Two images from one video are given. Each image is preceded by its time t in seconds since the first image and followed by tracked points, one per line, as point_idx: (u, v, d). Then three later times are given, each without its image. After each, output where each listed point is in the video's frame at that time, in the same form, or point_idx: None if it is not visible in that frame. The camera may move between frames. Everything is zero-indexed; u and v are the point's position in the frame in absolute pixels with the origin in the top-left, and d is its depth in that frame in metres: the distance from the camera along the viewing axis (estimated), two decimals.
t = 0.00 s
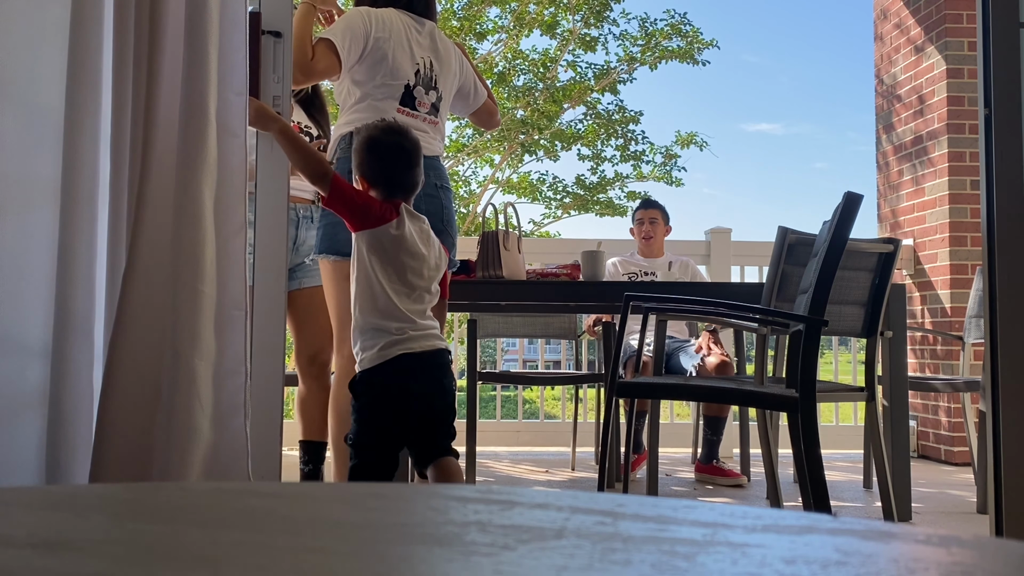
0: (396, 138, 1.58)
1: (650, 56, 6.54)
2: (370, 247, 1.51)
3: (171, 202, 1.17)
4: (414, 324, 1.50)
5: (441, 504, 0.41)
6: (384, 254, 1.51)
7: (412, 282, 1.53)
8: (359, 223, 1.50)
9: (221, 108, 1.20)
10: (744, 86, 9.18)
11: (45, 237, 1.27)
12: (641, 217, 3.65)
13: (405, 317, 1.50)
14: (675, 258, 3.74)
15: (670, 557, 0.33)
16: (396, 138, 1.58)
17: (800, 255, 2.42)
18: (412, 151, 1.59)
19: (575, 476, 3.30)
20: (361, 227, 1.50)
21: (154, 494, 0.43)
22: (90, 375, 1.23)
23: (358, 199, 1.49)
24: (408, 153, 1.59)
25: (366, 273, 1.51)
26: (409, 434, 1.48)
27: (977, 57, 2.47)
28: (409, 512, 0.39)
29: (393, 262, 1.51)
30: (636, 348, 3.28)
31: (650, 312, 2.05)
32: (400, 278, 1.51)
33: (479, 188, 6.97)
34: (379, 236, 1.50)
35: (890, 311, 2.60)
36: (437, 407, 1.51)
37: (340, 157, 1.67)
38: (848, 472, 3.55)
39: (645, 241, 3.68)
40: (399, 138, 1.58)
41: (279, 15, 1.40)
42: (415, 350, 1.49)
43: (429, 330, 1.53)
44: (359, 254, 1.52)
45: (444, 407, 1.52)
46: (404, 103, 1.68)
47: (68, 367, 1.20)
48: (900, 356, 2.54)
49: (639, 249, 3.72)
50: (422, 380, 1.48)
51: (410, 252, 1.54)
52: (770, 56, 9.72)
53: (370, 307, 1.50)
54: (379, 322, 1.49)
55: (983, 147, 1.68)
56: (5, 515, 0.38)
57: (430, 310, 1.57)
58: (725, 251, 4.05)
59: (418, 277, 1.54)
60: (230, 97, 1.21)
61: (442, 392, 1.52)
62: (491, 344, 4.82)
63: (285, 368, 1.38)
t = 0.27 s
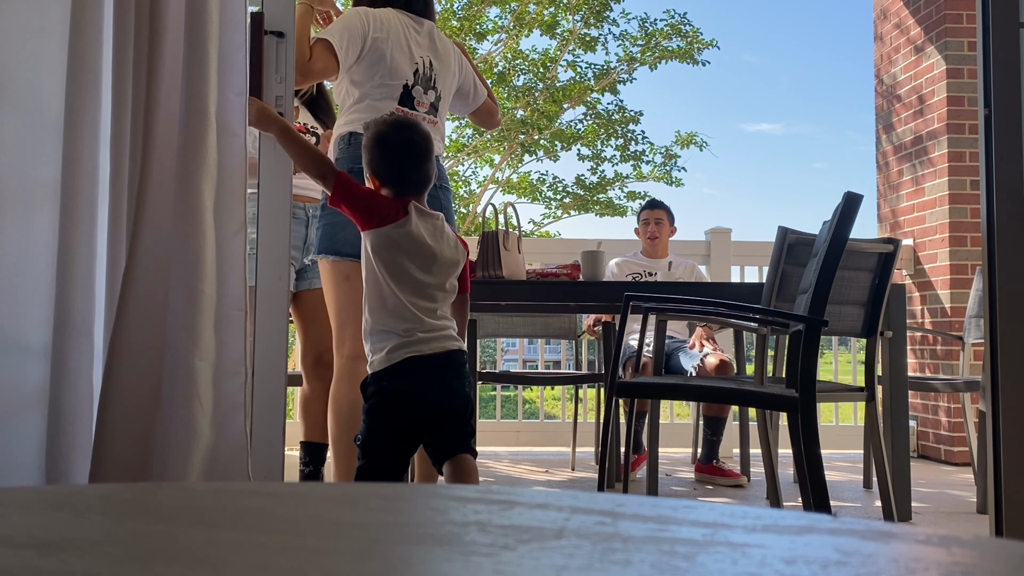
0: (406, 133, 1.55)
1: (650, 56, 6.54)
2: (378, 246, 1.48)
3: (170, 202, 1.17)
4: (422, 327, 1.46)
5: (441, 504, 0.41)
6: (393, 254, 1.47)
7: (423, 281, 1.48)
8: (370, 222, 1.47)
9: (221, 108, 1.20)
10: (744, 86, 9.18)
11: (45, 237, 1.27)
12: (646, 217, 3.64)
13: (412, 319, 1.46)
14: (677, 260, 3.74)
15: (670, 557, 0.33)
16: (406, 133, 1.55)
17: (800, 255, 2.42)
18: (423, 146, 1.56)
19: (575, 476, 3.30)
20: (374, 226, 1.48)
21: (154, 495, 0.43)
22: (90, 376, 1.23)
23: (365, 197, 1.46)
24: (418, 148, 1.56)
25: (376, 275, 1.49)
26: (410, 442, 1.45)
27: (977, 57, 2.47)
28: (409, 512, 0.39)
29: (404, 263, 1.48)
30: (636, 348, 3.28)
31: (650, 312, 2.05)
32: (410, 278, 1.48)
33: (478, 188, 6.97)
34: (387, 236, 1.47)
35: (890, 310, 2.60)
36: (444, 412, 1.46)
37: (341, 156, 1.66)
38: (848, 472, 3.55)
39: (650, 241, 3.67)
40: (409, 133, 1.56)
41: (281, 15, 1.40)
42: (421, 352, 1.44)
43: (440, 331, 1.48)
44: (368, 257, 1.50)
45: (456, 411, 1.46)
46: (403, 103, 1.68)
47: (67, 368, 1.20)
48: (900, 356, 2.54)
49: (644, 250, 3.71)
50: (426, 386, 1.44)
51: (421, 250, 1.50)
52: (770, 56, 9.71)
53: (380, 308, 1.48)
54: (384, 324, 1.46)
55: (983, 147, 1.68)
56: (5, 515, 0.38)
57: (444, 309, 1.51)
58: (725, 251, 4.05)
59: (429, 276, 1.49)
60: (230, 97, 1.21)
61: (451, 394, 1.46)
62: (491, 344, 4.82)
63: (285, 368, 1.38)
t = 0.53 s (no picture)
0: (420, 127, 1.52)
1: (650, 56, 6.54)
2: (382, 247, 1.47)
3: (171, 203, 1.17)
4: (424, 324, 1.43)
5: (442, 504, 0.41)
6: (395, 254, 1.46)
7: (426, 276, 1.46)
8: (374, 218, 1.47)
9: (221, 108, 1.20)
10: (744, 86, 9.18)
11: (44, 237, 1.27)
12: (647, 218, 3.65)
13: (413, 316, 1.44)
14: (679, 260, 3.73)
15: (670, 557, 0.33)
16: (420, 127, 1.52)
17: (800, 255, 2.42)
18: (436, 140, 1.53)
19: (575, 476, 3.30)
20: (378, 222, 1.47)
21: (155, 495, 0.43)
22: (90, 376, 1.23)
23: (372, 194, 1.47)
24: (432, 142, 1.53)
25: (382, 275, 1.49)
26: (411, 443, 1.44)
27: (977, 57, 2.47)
28: (410, 513, 0.39)
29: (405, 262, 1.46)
30: (636, 348, 3.28)
31: (650, 312, 2.05)
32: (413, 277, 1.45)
33: (478, 188, 6.97)
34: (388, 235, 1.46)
35: (890, 310, 2.60)
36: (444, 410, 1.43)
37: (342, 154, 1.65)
38: (849, 472, 3.55)
39: (651, 242, 3.67)
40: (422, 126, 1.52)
41: (285, 15, 1.39)
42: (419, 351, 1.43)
43: (444, 326, 1.44)
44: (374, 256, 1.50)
45: (459, 407, 1.44)
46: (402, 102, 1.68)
47: (68, 367, 1.20)
48: (900, 356, 2.53)
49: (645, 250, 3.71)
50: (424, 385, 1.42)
51: (425, 246, 1.47)
52: (770, 56, 9.71)
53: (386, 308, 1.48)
54: (387, 325, 1.47)
55: (983, 147, 1.68)
56: (6, 516, 0.38)
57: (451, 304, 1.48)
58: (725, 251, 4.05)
59: (433, 272, 1.46)
60: (230, 97, 1.21)
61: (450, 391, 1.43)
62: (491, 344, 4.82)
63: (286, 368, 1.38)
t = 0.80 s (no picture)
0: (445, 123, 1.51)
1: (650, 56, 6.54)
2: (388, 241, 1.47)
3: (171, 203, 1.17)
4: (421, 320, 1.42)
5: (441, 504, 0.41)
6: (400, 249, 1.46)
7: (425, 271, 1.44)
8: (381, 208, 1.48)
9: (221, 109, 1.20)
10: (744, 86, 9.18)
11: (44, 237, 1.27)
12: (644, 218, 3.65)
13: (410, 309, 1.43)
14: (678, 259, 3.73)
15: (670, 557, 0.33)
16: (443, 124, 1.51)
17: (800, 255, 2.42)
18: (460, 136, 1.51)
19: (575, 476, 3.30)
20: (384, 212, 1.48)
21: (155, 495, 0.43)
22: (90, 375, 1.23)
23: (378, 188, 1.47)
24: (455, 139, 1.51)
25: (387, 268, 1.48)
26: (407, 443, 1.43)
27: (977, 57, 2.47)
28: (410, 513, 0.39)
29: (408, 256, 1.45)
30: (636, 348, 3.28)
31: (650, 312, 2.05)
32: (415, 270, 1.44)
33: (478, 188, 6.96)
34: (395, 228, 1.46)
35: (890, 310, 2.60)
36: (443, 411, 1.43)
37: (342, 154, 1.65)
38: (848, 472, 3.55)
39: (649, 242, 3.67)
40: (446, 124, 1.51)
41: (286, 15, 1.39)
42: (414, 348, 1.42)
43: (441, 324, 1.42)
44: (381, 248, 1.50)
45: (461, 408, 1.43)
46: (401, 103, 1.68)
47: (67, 367, 1.20)
48: (900, 356, 2.53)
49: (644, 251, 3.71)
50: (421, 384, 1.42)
51: (432, 242, 1.46)
52: (770, 56, 9.71)
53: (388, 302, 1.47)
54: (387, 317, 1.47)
55: (983, 146, 1.68)
56: (6, 516, 0.38)
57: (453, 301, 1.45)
58: (725, 251, 4.05)
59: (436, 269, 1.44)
60: (230, 97, 1.21)
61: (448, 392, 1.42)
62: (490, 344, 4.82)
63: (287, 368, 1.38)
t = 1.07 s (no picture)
0: (435, 116, 1.48)
1: (650, 56, 6.54)
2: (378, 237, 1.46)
3: (171, 204, 1.17)
4: (405, 317, 1.41)
5: (441, 504, 0.41)
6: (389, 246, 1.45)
7: (408, 268, 1.43)
8: (375, 202, 1.47)
9: (221, 109, 1.20)
10: (744, 86, 9.18)
11: (44, 237, 1.27)
12: (642, 218, 3.64)
13: (394, 306, 1.43)
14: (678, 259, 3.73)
15: (670, 557, 0.33)
16: (434, 117, 1.48)
17: (800, 255, 2.42)
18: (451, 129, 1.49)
19: (575, 476, 3.30)
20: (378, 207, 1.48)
21: (155, 495, 0.43)
22: (90, 375, 1.23)
23: (373, 184, 1.47)
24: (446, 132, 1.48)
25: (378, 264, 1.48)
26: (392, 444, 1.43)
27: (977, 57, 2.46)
28: (410, 513, 0.39)
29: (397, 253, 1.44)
30: (636, 348, 3.28)
31: (650, 312, 2.05)
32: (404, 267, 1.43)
33: (478, 188, 6.96)
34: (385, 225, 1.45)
35: (890, 310, 2.60)
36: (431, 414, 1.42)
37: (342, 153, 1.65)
38: (849, 472, 3.55)
39: (649, 243, 3.67)
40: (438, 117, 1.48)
41: (285, 15, 1.39)
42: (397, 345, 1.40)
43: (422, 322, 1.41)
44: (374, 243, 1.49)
45: (449, 409, 1.42)
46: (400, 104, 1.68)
47: (67, 367, 1.20)
48: (900, 356, 2.53)
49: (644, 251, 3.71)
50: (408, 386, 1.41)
51: (420, 238, 1.44)
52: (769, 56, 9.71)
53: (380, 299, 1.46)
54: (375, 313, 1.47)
55: (983, 146, 1.68)
56: (5, 515, 0.38)
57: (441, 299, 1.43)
58: (725, 251, 4.06)
59: (423, 266, 1.43)
60: (230, 97, 1.21)
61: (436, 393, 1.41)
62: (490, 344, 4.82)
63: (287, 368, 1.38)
